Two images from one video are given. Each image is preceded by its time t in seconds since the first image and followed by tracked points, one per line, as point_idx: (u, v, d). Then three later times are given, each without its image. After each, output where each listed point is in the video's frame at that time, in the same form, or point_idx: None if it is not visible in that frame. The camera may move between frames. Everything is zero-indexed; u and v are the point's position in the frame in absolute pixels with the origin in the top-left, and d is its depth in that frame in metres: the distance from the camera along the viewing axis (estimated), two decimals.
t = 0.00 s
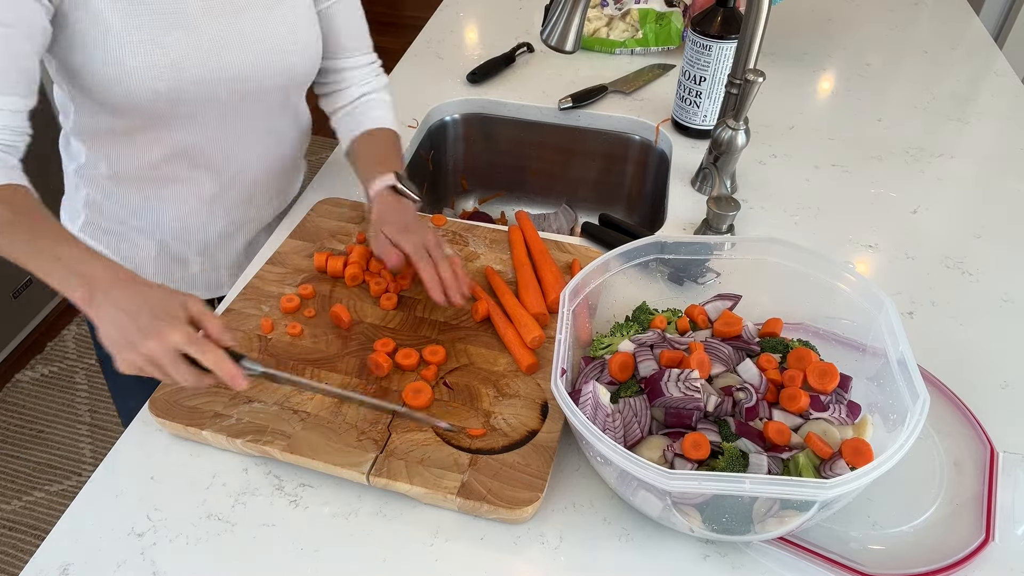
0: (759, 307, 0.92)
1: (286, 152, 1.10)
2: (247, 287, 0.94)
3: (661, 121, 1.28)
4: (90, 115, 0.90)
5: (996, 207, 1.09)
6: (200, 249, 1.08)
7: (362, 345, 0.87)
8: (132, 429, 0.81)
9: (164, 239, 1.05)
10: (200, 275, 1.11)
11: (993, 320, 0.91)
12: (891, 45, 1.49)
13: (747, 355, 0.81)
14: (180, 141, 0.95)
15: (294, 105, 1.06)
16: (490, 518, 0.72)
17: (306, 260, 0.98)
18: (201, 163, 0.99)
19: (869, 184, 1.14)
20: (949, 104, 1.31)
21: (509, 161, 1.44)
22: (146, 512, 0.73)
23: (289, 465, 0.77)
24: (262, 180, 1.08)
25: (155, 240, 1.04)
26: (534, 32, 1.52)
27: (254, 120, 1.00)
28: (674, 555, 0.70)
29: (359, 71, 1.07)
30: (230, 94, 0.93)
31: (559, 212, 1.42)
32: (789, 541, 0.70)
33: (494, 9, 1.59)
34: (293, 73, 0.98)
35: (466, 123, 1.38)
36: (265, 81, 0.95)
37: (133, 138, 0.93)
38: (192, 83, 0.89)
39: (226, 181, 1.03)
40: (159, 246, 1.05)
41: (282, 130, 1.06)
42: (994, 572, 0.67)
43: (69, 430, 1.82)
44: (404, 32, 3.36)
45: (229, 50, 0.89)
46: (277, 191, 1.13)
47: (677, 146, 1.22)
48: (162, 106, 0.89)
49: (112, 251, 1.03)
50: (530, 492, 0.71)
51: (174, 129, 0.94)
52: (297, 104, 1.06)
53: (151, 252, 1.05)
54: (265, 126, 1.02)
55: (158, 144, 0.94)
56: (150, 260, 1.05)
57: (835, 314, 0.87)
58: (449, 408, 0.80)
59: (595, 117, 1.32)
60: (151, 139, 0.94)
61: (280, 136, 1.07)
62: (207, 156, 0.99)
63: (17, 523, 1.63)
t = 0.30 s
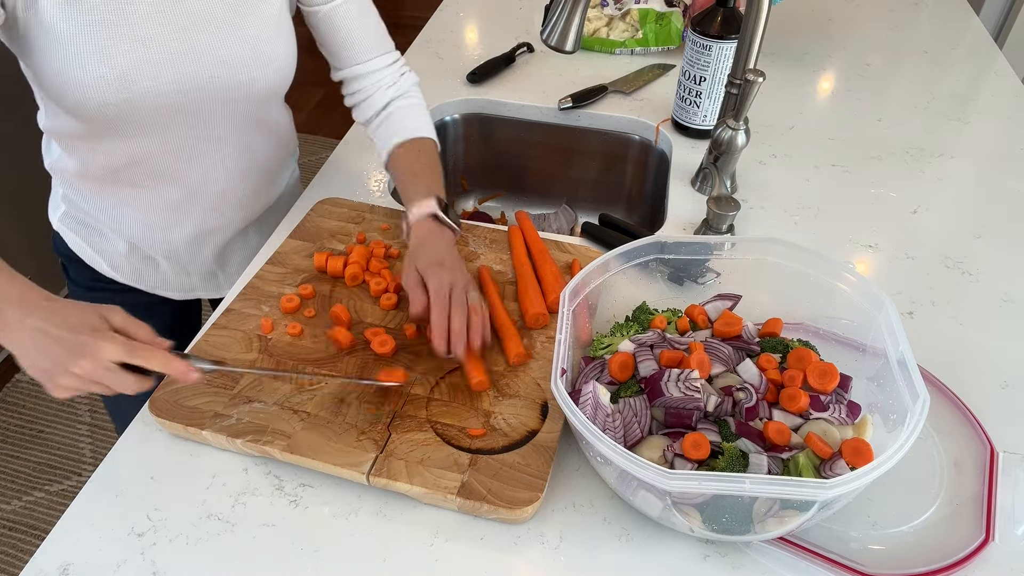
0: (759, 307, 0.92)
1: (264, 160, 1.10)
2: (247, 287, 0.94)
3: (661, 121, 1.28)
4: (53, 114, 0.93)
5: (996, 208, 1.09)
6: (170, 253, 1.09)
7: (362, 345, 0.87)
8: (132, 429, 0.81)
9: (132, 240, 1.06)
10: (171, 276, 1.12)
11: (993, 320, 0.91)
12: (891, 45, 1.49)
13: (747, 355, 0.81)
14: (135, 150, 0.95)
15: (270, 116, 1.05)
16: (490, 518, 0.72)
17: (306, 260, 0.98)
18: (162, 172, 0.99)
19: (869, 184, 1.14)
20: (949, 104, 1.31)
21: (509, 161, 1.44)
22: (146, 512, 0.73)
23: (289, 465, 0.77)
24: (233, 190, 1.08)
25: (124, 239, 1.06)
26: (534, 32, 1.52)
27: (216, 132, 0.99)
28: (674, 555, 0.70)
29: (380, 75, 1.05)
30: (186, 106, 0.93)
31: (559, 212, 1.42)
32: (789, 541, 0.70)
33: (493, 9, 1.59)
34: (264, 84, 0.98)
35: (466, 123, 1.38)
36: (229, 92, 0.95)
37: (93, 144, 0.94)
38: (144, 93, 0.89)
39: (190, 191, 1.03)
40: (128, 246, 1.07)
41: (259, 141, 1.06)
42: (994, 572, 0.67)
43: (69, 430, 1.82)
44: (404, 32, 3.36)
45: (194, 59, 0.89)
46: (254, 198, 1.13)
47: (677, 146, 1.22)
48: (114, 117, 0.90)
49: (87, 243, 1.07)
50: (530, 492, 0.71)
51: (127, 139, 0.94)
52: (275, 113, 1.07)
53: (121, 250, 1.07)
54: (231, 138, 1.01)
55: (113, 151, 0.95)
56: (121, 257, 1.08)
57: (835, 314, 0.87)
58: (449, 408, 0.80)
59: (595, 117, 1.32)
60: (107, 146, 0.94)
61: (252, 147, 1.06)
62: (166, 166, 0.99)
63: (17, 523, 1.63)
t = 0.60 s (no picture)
0: (759, 307, 0.92)
1: (259, 153, 1.10)
2: (247, 287, 0.94)
3: (661, 121, 1.28)
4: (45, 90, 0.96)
5: (996, 207, 1.09)
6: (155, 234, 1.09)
7: (362, 345, 0.87)
8: (132, 429, 0.81)
9: (118, 219, 1.06)
10: (157, 255, 1.12)
11: (993, 320, 0.91)
12: (891, 45, 1.49)
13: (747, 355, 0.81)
14: (116, 133, 0.97)
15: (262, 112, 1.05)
16: (490, 518, 0.72)
17: (306, 260, 0.98)
18: (146, 156, 1.00)
19: (869, 184, 1.14)
20: (949, 104, 1.31)
21: (509, 161, 1.44)
22: (146, 512, 0.73)
23: (289, 465, 0.77)
24: (222, 183, 1.07)
25: (111, 218, 1.06)
26: (534, 32, 1.52)
27: (202, 126, 0.99)
28: (674, 555, 0.70)
29: (415, 52, 1.05)
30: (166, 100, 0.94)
31: (560, 212, 1.40)
32: (790, 541, 0.70)
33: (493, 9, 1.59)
34: (254, 83, 0.99)
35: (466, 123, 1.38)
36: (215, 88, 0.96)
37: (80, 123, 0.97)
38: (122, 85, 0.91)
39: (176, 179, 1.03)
40: (114, 224, 1.07)
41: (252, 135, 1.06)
42: (994, 572, 0.67)
43: (68, 430, 1.82)
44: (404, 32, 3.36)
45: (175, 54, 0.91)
46: (246, 189, 1.12)
47: (677, 146, 1.22)
48: (96, 104, 0.92)
49: (80, 216, 1.09)
50: (530, 492, 0.71)
51: (110, 120, 0.95)
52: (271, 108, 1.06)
53: (108, 227, 1.07)
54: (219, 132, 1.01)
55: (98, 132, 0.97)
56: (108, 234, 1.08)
57: (835, 314, 0.87)
58: (449, 407, 0.80)
59: (595, 117, 1.32)
60: (93, 126, 0.97)
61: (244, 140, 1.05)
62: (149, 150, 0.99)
63: (17, 523, 1.63)
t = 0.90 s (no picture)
0: (759, 307, 0.92)
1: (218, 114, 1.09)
2: (246, 287, 0.94)
3: (661, 121, 1.28)
4: None
5: (996, 207, 1.09)
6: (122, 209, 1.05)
7: (362, 345, 0.87)
8: (132, 429, 0.81)
9: (84, 203, 1.02)
10: (126, 231, 1.08)
11: (993, 320, 0.91)
12: (892, 45, 1.49)
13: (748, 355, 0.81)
14: (86, 112, 0.94)
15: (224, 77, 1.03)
16: (490, 518, 0.72)
17: (306, 260, 0.98)
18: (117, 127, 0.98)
19: (869, 183, 1.14)
20: (949, 104, 1.31)
21: (509, 161, 1.44)
22: (146, 512, 0.73)
23: (289, 465, 0.77)
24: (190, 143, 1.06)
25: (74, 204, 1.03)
26: (534, 32, 1.52)
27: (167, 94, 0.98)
28: (674, 555, 0.70)
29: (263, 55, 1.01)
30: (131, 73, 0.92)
31: (559, 212, 1.42)
32: (790, 541, 0.70)
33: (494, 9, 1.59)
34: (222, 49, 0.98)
35: (466, 123, 1.38)
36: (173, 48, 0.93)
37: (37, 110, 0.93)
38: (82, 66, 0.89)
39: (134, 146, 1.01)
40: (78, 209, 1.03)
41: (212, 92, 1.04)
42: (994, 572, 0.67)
43: (69, 430, 1.82)
44: (404, 31, 3.36)
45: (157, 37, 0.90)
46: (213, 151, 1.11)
47: (677, 146, 1.22)
48: (66, 85, 0.90)
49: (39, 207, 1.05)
50: (530, 492, 0.71)
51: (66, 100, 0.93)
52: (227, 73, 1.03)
53: (71, 212, 1.04)
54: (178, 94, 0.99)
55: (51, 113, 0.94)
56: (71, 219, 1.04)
57: (835, 314, 0.87)
58: (449, 407, 0.80)
59: (596, 117, 1.32)
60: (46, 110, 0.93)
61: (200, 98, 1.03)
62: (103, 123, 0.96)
63: (17, 523, 1.63)
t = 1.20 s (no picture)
0: (759, 307, 0.92)
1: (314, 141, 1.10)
2: (247, 287, 0.94)
3: (661, 121, 1.28)
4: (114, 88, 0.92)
5: (996, 207, 1.09)
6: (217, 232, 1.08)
7: (361, 344, 0.87)
8: (132, 429, 0.81)
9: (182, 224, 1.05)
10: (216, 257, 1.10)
11: (994, 320, 0.91)
12: (891, 45, 1.49)
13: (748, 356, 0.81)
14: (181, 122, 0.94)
15: (321, 102, 1.06)
16: (490, 518, 0.72)
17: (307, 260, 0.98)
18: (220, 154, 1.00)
19: (869, 183, 1.14)
20: (949, 104, 1.31)
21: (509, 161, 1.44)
22: (146, 512, 0.73)
23: (289, 465, 0.77)
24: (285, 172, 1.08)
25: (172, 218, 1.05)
26: (534, 32, 1.52)
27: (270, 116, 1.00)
28: (673, 555, 0.70)
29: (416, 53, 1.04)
30: (247, 88, 0.94)
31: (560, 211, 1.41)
32: (789, 541, 0.70)
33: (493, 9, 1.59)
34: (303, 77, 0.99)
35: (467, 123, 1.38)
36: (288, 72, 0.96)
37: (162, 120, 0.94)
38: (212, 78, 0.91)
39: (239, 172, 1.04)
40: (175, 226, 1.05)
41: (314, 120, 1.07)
42: (994, 572, 0.67)
43: (69, 430, 1.82)
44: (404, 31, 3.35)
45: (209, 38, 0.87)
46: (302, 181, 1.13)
47: (677, 146, 1.22)
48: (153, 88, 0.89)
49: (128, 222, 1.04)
50: (530, 493, 0.71)
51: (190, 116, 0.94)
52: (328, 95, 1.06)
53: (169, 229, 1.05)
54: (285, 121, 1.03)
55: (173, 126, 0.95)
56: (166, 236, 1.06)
57: (835, 313, 0.87)
58: (449, 407, 0.80)
59: (596, 117, 1.31)
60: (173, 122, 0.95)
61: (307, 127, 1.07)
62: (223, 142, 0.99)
63: (17, 523, 1.63)
